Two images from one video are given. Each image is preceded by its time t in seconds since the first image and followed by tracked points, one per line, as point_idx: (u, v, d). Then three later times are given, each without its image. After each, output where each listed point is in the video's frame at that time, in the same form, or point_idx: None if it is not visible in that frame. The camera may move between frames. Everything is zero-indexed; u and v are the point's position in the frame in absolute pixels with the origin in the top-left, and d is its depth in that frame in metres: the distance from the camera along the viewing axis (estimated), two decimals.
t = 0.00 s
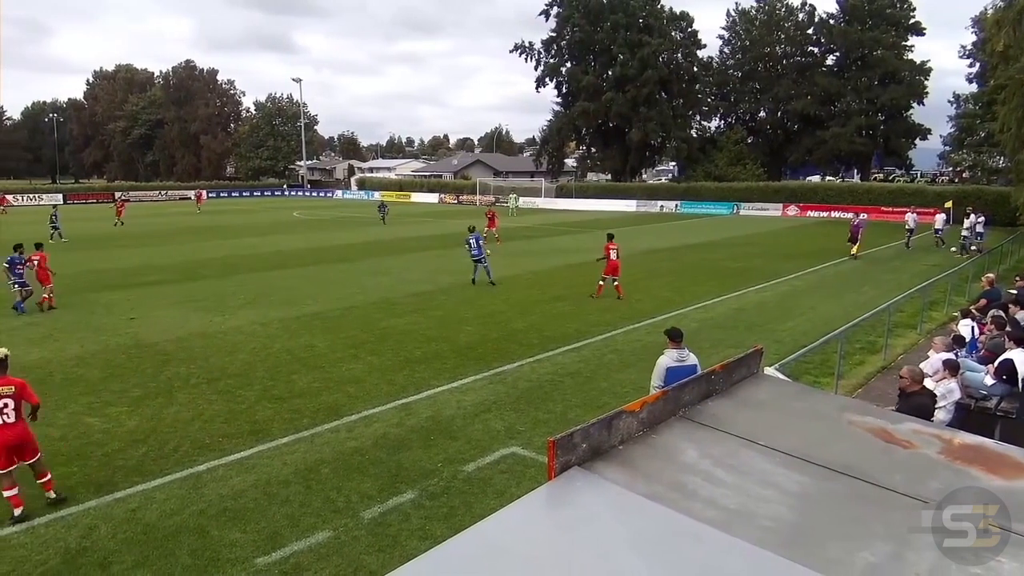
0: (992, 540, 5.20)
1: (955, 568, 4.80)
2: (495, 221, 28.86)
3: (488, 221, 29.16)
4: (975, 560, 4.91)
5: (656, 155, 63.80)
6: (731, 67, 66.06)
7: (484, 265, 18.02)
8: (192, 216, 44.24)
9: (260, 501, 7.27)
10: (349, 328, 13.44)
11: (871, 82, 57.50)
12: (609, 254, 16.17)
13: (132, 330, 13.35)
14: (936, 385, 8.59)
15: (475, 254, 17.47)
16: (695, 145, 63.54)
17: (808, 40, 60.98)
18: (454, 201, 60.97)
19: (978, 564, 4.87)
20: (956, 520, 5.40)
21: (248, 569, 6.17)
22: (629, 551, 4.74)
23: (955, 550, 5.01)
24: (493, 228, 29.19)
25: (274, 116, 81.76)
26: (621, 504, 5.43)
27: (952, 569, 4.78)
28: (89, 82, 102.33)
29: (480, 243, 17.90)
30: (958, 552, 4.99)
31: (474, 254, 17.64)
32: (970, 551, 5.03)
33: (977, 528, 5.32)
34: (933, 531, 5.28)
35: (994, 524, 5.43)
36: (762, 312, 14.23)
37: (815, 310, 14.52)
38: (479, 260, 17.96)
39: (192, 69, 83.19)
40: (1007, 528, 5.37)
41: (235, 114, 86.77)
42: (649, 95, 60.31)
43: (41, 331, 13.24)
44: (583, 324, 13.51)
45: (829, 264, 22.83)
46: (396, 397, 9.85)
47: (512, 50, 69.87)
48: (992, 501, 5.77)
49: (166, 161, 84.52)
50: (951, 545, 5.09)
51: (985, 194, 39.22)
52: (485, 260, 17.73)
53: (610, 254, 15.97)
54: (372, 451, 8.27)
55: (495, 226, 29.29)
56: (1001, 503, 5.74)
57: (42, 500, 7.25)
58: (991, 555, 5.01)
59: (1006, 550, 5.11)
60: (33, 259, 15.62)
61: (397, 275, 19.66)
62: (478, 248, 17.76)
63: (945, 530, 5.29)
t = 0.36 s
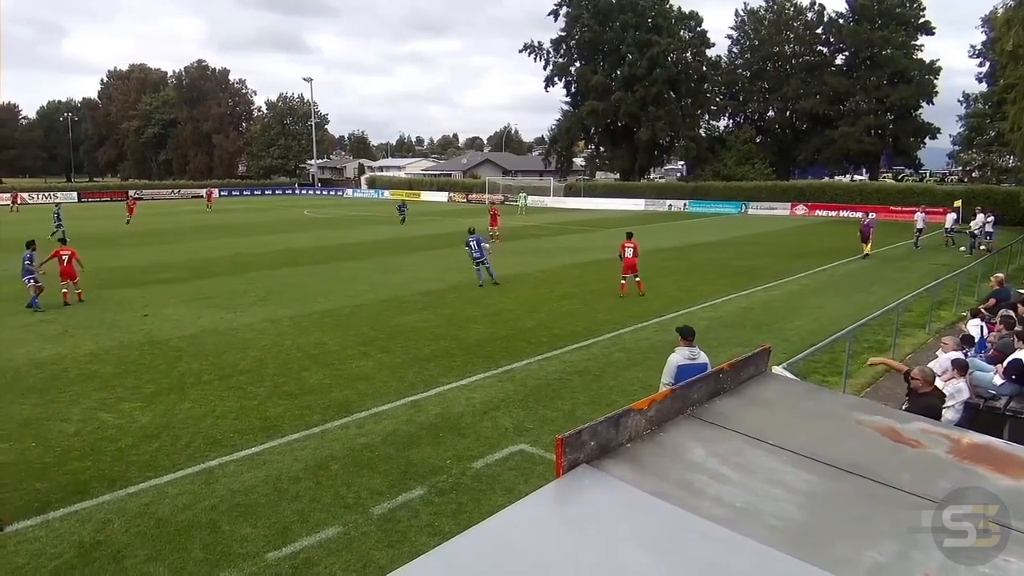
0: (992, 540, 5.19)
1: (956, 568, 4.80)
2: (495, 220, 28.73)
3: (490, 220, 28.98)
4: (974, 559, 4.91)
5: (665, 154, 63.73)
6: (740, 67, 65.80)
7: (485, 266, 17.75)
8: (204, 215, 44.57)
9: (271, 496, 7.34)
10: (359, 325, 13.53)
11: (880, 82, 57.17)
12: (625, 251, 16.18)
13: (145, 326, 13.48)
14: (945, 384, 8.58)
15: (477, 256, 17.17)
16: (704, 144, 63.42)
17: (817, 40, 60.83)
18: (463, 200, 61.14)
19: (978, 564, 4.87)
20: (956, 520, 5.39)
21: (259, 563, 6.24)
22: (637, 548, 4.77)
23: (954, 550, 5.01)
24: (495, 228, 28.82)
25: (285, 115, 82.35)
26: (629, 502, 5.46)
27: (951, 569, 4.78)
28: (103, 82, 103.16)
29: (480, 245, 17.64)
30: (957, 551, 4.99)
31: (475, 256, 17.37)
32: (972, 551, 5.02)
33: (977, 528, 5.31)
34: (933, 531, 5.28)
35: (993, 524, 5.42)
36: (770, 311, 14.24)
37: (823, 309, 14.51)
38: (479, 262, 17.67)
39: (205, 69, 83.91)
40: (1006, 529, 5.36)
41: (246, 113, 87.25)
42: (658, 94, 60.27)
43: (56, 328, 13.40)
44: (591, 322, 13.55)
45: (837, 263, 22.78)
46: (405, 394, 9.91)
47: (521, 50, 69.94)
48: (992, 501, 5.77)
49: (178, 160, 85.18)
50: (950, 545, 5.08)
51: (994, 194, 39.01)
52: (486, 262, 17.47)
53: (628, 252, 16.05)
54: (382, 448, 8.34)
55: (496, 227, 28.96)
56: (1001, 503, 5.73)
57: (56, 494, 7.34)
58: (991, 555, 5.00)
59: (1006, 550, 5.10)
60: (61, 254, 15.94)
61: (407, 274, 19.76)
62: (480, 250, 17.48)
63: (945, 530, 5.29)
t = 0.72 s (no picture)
0: (992, 540, 5.19)
1: (958, 567, 4.80)
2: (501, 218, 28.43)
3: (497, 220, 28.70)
4: (974, 559, 4.91)
5: (677, 154, 63.52)
6: (753, 66, 65.54)
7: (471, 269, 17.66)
8: (219, 215, 44.83)
9: (283, 494, 7.39)
10: (370, 325, 13.56)
11: (895, 81, 56.66)
12: (653, 248, 15.99)
13: (159, 326, 13.57)
14: (959, 386, 8.51)
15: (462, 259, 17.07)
16: (716, 144, 63.14)
17: (831, 39, 60.44)
18: (475, 199, 61.15)
19: (979, 564, 4.87)
20: (956, 521, 5.40)
21: (272, 561, 6.29)
22: (646, 548, 4.78)
23: (954, 549, 5.01)
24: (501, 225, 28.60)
25: (299, 115, 82.76)
26: (639, 502, 5.46)
27: (951, 569, 4.79)
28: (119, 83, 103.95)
29: (470, 248, 17.56)
30: (957, 551, 5.00)
31: (464, 258, 17.20)
32: (972, 551, 5.02)
33: (977, 528, 5.32)
34: (933, 531, 5.29)
35: (992, 524, 5.43)
36: (783, 311, 14.16)
37: (837, 309, 14.42)
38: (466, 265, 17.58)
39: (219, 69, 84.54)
40: (1006, 529, 5.37)
41: (260, 113, 87.71)
42: (670, 94, 60.08)
43: (72, 327, 13.51)
44: (603, 322, 13.52)
45: (851, 263, 22.62)
46: (417, 394, 9.93)
47: (533, 50, 69.89)
48: (993, 501, 5.77)
49: (193, 160, 85.67)
50: (951, 545, 5.08)
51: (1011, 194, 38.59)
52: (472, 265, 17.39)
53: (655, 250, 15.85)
54: (393, 447, 8.37)
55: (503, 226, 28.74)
56: (1002, 504, 5.73)
57: (73, 490, 7.44)
58: (990, 555, 5.00)
59: (1006, 550, 5.11)
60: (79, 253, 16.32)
61: (419, 274, 19.79)
62: (468, 253, 17.39)
63: (946, 530, 5.29)
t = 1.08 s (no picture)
0: (993, 540, 5.16)
1: (960, 568, 4.78)
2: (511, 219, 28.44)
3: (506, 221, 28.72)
4: (976, 560, 4.88)
5: (694, 154, 63.27)
6: (771, 65, 65.15)
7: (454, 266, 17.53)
8: (238, 214, 45.19)
9: (300, 492, 7.43)
10: (386, 324, 13.60)
11: (917, 80, 55.80)
12: (676, 248, 16.21)
13: (178, 324, 13.69)
14: (981, 389, 8.39)
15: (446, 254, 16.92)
16: (733, 144, 62.73)
17: (852, 38, 59.81)
18: (491, 199, 61.19)
19: (980, 564, 4.85)
20: (957, 521, 5.38)
21: (288, 558, 6.32)
22: (659, 548, 4.77)
23: (955, 549, 4.99)
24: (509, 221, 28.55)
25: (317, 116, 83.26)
26: (653, 503, 5.44)
27: (952, 570, 4.76)
28: (139, 84, 105.13)
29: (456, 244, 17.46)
30: (957, 551, 4.98)
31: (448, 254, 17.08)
32: (974, 551, 5.00)
33: (978, 528, 5.29)
34: (933, 531, 5.29)
35: (994, 524, 5.40)
36: (801, 312, 14.04)
37: (856, 311, 14.27)
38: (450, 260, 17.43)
39: (237, 70, 85.33)
40: (1007, 529, 5.34)
41: (277, 113, 88.29)
42: (687, 93, 59.78)
43: (93, 325, 13.66)
44: (619, 323, 13.48)
45: (870, 264, 22.39)
46: (433, 393, 9.95)
47: (550, 49, 69.82)
48: (994, 501, 5.76)
49: (211, 160, 86.42)
50: (952, 545, 5.06)
51: None
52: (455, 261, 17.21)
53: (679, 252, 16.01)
54: (409, 446, 8.38)
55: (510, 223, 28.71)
56: (1004, 504, 5.71)
57: (93, 487, 7.52)
58: (991, 554, 4.98)
59: (1007, 550, 5.08)
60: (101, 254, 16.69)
61: (435, 273, 19.82)
62: (453, 248, 17.24)
63: (946, 530, 5.28)
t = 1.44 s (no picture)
0: (993, 540, 5.14)
1: (964, 568, 4.75)
2: (521, 223, 28.55)
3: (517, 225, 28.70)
4: (975, 559, 4.87)
5: (717, 154, 62.87)
6: (795, 65, 64.77)
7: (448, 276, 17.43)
8: (261, 215, 45.46)
9: (319, 491, 7.46)
10: (405, 324, 13.63)
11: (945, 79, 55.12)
12: (704, 249, 16.57)
13: (200, 323, 13.82)
14: (1009, 395, 8.22)
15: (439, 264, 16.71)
16: (757, 143, 62.19)
17: (878, 36, 59.39)
18: (511, 200, 61.16)
19: (981, 563, 4.83)
20: (957, 521, 5.36)
21: (307, 557, 6.34)
22: (680, 551, 4.72)
23: (955, 550, 4.98)
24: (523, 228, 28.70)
25: (338, 116, 83.78)
26: (672, 506, 5.39)
27: (954, 570, 4.74)
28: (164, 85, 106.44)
29: (449, 255, 17.40)
30: (958, 551, 4.96)
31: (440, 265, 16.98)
32: (974, 550, 4.99)
33: (977, 528, 5.29)
34: (933, 531, 5.27)
35: (995, 524, 5.39)
36: (825, 315, 13.87)
37: (882, 314, 14.05)
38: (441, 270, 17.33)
39: (259, 71, 85.34)
40: (1008, 528, 5.33)
41: (299, 114, 88.27)
42: (709, 93, 59.43)
43: (117, 324, 13.82)
44: (640, 324, 13.40)
45: (896, 266, 22.07)
46: (452, 394, 9.95)
47: (571, 49, 69.60)
48: (995, 501, 5.75)
49: (234, 160, 87.26)
50: (952, 545, 5.05)
51: None
52: (449, 271, 17.08)
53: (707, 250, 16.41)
54: (428, 447, 8.38)
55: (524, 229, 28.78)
56: (1004, 504, 5.71)
57: (116, 484, 7.60)
58: (992, 554, 4.96)
59: (1007, 549, 5.07)
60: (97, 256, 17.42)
61: (457, 274, 19.83)
62: (446, 259, 17.13)
63: (947, 530, 5.26)
